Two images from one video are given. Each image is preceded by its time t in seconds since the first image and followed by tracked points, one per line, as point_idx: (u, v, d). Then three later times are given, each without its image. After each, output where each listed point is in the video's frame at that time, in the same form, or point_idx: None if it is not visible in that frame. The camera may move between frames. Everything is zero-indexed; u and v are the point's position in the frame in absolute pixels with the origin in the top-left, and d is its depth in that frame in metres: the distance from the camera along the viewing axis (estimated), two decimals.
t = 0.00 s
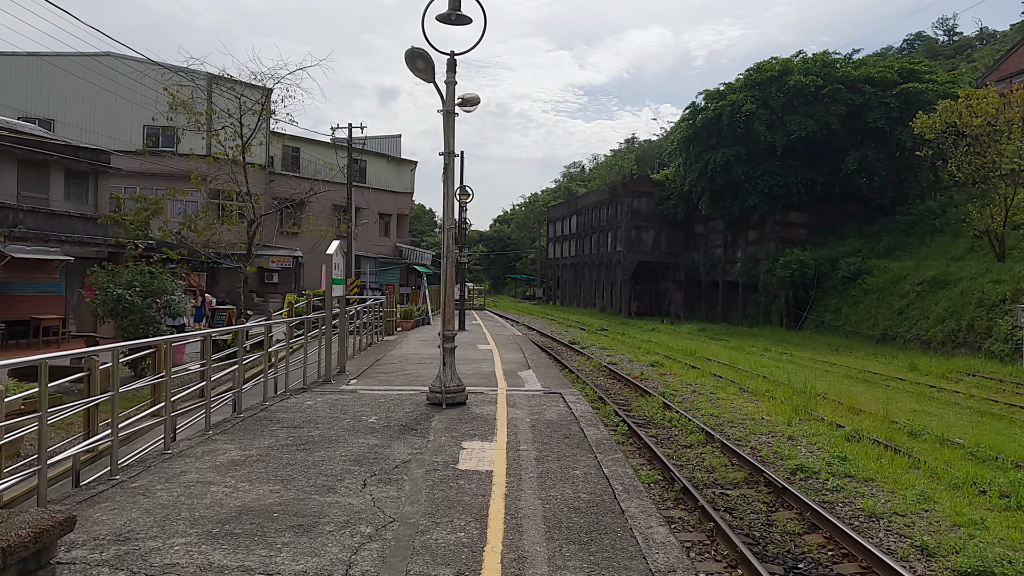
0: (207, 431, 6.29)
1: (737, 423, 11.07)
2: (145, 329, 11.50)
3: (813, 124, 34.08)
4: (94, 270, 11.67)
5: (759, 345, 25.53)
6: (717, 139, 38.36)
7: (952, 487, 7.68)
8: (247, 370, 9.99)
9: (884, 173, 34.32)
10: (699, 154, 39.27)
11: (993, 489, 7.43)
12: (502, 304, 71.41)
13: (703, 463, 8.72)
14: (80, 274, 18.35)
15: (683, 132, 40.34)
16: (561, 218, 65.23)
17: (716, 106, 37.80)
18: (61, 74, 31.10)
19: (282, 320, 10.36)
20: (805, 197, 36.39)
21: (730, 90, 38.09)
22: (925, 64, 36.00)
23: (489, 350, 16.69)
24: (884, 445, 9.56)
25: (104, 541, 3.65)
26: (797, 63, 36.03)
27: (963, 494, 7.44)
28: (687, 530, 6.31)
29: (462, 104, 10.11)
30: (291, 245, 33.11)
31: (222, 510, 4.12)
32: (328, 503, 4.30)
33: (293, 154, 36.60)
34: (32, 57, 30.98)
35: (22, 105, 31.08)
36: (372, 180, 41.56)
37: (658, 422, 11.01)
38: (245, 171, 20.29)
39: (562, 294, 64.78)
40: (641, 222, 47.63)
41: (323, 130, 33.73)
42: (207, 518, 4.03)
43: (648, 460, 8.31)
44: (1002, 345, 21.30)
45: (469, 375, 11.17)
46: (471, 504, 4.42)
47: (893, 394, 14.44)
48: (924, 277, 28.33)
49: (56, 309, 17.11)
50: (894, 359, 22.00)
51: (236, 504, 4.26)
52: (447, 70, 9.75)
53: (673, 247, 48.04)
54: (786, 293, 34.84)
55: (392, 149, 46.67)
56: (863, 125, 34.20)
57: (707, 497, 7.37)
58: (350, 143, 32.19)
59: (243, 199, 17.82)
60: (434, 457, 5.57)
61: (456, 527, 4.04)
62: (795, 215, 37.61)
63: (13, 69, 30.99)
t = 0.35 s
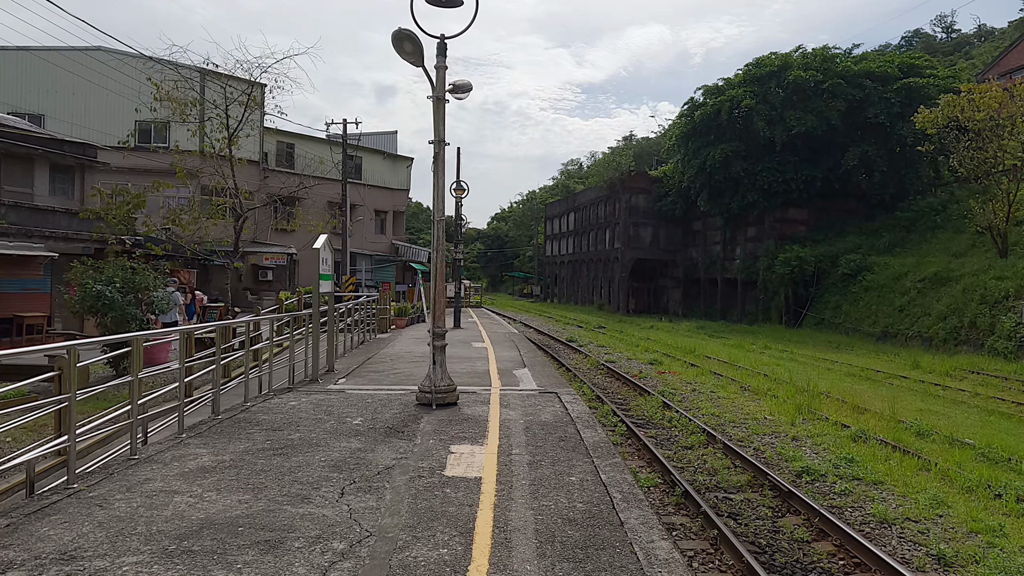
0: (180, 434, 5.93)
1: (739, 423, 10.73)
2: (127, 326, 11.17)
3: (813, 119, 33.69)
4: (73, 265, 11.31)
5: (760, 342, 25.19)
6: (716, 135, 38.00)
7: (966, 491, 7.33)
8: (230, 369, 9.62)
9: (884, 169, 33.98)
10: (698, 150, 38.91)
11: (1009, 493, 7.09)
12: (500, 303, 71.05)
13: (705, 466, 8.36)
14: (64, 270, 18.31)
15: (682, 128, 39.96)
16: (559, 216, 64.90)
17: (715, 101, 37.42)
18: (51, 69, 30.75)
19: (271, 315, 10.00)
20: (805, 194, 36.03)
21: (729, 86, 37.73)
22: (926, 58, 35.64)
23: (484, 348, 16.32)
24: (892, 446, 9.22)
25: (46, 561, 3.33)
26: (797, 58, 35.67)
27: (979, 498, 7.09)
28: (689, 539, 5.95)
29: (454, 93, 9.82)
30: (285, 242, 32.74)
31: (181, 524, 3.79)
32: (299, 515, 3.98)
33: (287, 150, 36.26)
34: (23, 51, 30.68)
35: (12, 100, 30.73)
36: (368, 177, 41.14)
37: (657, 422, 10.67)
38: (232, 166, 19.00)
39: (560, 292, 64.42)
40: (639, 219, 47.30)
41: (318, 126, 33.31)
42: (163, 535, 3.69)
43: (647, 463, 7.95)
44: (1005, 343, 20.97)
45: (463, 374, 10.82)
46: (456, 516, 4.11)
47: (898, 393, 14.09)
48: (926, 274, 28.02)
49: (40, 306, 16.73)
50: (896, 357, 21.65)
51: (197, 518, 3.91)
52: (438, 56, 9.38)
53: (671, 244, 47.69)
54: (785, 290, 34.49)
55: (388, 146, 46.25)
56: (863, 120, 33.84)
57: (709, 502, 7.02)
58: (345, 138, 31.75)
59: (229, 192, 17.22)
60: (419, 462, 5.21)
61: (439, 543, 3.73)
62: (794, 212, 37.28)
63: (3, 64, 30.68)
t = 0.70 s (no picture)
0: (152, 444, 5.56)
1: (741, 427, 10.40)
2: (109, 327, 10.83)
3: (812, 116, 33.36)
4: (51, 264, 10.97)
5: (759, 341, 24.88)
6: (714, 132, 37.70)
7: (981, 501, 6.99)
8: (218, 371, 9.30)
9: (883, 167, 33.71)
10: (696, 148, 38.60)
11: None
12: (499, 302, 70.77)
13: (707, 473, 8.01)
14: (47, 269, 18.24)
15: (680, 125, 39.59)
16: (557, 214, 64.53)
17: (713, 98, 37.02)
18: (40, 64, 30.34)
19: (260, 315, 9.62)
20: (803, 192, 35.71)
21: (728, 82, 37.38)
22: (926, 55, 35.36)
23: (479, 348, 16.01)
24: (900, 451, 8.88)
25: None
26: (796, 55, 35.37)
27: (995, 508, 6.75)
28: (692, 553, 5.60)
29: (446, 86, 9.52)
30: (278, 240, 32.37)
31: (136, 552, 3.50)
32: (267, 541, 3.71)
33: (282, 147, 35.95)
34: (11, 46, 30.23)
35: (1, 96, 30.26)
36: (364, 174, 40.79)
37: (658, 425, 10.34)
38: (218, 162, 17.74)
39: (557, 290, 64.05)
40: (636, 217, 46.99)
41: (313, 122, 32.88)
42: (116, 566, 3.37)
43: (648, 470, 7.61)
44: (1008, 343, 20.66)
45: (457, 376, 10.49)
46: (440, 540, 3.82)
47: (903, 395, 13.77)
48: (926, 272, 27.72)
49: (26, 306, 16.37)
50: (898, 357, 21.34)
51: (154, 545, 3.59)
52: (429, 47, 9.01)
53: (669, 242, 47.38)
54: (784, 288, 34.19)
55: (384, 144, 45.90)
56: (863, 117, 33.52)
57: (713, 514, 6.68)
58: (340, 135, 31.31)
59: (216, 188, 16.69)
60: (405, 476, 4.89)
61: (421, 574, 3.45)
62: (793, 210, 36.97)
63: None
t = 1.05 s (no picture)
0: (119, 453, 5.14)
1: (744, 429, 10.03)
2: (85, 326, 10.41)
3: (811, 113, 33.03)
4: (25, 260, 10.52)
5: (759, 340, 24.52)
6: (711, 130, 37.37)
7: (1002, 509, 6.62)
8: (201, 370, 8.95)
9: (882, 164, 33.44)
10: (694, 145, 38.26)
11: None
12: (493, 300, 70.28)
13: (712, 479, 7.62)
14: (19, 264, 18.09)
15: (677, 122, 39.20)
16: (552, 212, 64.15)
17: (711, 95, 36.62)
18: (28, 59, 29.89)
19: (247, 314, 9.18)
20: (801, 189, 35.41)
21: (726, 79, 37.00)
22: (924, 52, 35.09)
23: (474, 348, 15.63)
24: (911, 455, 8.52)
25: None
26: (793, 52, 35.11)
27: (1018, 517, 6.39)
28: (700, 568, 5.22)
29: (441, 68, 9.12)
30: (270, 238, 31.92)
31: None
32: (232, 568, 3.37)
33: (274, 144, 35.49)
34: None
35: None
36: (357, 171, 40.35)
37: (658, 428, 9.97)
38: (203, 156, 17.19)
39: (553, 289, 63.68)
40: (633, 215, 46.64)
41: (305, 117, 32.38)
42: None
43: (650, 477, 7.23)
44: (1010, 341, 20.34)
45: (450, 377, 10.11)
46: (428, 566, 3.48)
47: (909, 395, 13.41)
48: (926, 270, 27.42)
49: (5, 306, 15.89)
50: (899, 356, 21.01)
51: None
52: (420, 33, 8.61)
53: (666, 240, 47.04)
54: (782, 287, 33.88)
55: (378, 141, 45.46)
56: (862, 114, 33.22)
57: (720, 524, 6.29)
58: (333, 131, 30.83)
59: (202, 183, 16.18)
60: (390, 489, 4.56)
61: None
62: (791, 207, 36.66)
63: None
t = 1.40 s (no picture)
0: (82, 467, 4.81)
1: (749, 434, 9.67)
2: (66, 327, 10.10)
3: (812, 110, 32.67)
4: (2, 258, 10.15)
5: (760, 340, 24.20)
6: (711, 128, 37.02)
7: None
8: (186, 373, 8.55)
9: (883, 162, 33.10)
10: (693, 143, 37.93)
11: None
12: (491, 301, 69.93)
13: (718, 488, 7.25)
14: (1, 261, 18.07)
15: (676, 120, 38.81)
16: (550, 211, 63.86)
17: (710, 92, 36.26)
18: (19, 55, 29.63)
19: (234, 314, 8.78)
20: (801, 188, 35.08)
21: (725, 76, 36.63)
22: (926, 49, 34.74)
23: (471, 349, 15.28)
24: (925, 462, 8.16)
25: None
26: (794, 49, 34.81)
27: None
28: None
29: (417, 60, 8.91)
30: (265, 237, 31.54)
31: None
32: None
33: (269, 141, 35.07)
34: None
35: None
36: (353, 170, 39.97)
37: (659, 432, 9.61)
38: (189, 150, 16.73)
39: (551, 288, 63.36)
40: (631, 214, 46.28)
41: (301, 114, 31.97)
42: None
43: (654, 486, 6.86)
44: (1016, 341, 20.01)
45: (444, 380, 9.75)
46: None
47: (916, 398, 13.05)
48: (929, 269, 27.09)
49: None
50: (903, 356, 20.67)
51: None
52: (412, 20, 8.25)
53: (665, 239, 46.70)
54: (782, 286, 33.57)
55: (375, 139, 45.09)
56: (863, 111, 32.88)
57: (728, 537, 5.93)
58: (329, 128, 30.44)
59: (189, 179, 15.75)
60: (373, 507, 4.32)
61: None
62: (791, 206, 36.33)
63: None
